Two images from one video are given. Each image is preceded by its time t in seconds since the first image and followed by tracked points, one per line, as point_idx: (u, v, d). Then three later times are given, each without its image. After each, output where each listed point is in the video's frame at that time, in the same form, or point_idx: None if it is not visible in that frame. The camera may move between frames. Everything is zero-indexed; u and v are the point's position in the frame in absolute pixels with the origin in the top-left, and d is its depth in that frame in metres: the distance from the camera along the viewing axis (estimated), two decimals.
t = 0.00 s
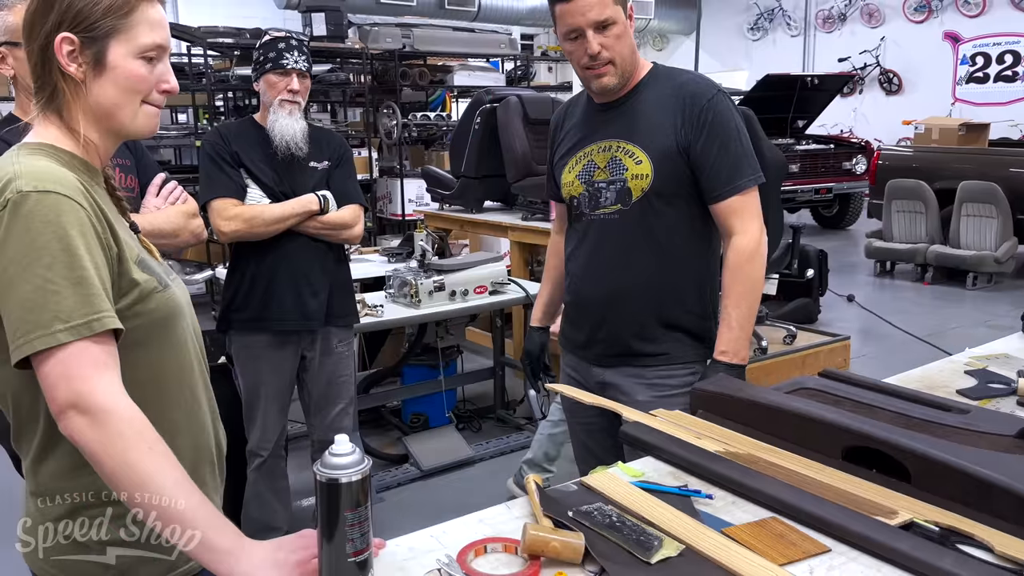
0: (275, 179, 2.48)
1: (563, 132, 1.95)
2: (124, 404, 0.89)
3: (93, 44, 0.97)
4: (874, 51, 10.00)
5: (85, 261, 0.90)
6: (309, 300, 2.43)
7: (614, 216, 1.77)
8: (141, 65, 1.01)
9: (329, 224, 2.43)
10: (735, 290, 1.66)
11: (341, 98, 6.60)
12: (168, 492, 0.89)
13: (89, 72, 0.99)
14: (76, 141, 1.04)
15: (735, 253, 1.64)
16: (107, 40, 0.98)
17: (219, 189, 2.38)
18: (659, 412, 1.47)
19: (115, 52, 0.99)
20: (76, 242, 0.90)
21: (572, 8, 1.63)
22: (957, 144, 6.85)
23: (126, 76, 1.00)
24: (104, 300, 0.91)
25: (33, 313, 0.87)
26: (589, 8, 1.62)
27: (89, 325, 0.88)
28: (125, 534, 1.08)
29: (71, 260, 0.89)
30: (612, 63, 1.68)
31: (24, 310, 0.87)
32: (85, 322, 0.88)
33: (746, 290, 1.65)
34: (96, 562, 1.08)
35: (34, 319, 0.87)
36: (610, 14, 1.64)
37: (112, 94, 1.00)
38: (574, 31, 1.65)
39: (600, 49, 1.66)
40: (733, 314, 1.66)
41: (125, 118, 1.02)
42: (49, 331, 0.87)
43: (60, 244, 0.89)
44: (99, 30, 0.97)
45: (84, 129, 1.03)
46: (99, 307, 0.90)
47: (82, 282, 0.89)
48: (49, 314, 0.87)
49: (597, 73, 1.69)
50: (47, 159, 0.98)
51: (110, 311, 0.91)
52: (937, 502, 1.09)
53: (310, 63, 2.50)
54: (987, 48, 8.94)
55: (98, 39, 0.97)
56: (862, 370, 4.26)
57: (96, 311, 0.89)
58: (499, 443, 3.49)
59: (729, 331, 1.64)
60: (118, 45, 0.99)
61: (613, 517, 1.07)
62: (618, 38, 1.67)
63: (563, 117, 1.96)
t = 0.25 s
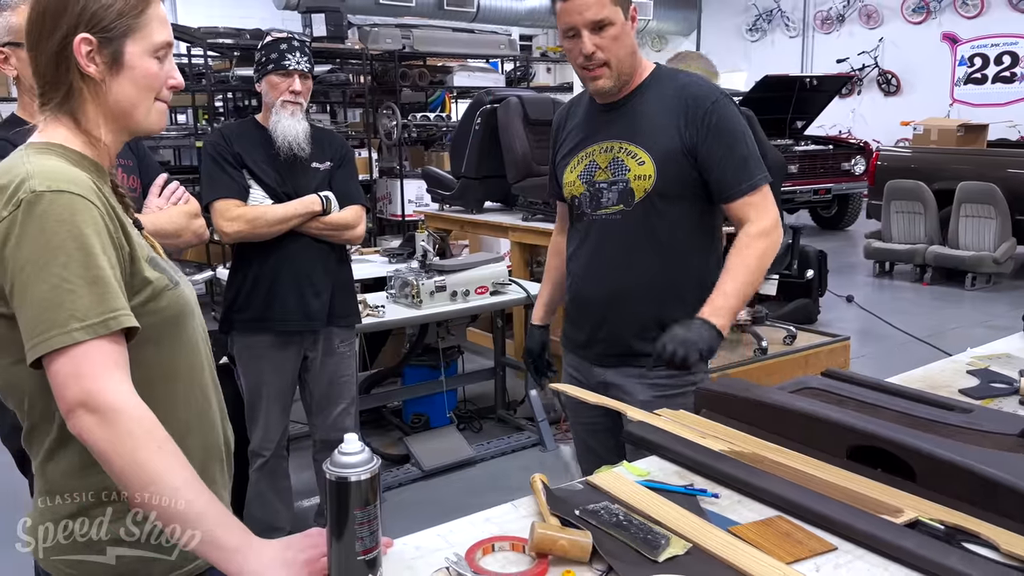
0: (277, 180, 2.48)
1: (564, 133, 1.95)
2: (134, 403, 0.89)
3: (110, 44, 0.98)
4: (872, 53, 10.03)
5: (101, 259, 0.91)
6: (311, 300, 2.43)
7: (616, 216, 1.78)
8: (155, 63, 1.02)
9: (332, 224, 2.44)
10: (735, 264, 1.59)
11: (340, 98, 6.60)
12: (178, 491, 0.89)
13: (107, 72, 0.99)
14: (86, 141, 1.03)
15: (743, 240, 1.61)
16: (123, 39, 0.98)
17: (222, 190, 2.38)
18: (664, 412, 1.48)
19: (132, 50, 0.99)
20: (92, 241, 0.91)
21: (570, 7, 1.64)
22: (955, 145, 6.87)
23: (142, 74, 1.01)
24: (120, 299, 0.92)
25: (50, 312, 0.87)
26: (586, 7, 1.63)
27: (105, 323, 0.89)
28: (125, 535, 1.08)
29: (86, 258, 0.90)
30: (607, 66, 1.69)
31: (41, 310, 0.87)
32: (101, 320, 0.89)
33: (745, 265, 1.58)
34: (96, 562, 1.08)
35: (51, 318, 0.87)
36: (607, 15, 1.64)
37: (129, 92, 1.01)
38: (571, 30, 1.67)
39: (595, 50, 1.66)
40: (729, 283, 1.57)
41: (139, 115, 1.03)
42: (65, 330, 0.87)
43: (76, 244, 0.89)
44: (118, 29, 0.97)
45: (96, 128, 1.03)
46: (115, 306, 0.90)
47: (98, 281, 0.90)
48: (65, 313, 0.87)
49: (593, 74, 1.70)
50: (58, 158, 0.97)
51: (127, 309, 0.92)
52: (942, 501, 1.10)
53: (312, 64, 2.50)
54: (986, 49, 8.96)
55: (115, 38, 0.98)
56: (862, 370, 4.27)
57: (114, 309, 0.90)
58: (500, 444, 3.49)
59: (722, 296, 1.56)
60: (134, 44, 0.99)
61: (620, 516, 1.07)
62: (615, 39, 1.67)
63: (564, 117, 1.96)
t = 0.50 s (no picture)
0: (279, 180, 2.48)
1: (567, 132, 1.95)
2: (144, 401, 0.89)
3: (122, 41, 0.98)
4: (870, 53, 10.04)
5: (115, 257, 0.92)
6: (312, 301, 2.43)
7: (614, 216, 1.78)
8: (163, 59, 1.03)
9: (332, 224, 2.44)
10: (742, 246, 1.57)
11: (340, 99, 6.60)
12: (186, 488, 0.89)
13: (120, 68, 0.99)
14: (97, 138, 1.03)
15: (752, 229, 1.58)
16: (136, 35, 0.99)
17: (224, 191, 2.38)
18: (667, 412, 1.48)
19: (143, 47, 1.00)
20: (106, 240, 0.91)
21: None
22: (953, 146, 6.89)
23: (153, 70, 1.02)
24: (133, 297, 0.92)
25: (63, 310, 0.88)
26: None
27: (119, 321, 0.89)
28: (124, 535, 1.08)
29: (99, 257, 0.90)
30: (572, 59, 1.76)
31: (55, 308, 0.88)
32: (115, 319, 0.89)
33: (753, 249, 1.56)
34: (97, 561, 1.08)
35: (64, 316, 0.87)
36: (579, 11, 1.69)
37: (140, 88, 1.01)
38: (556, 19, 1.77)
39: (564, 40, 1.75)
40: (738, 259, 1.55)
41: (148, 112, 1.04)
42: (79, 328, 0.88)
43: (89, 243, 0.90)
44: (131, 26, 0.98)
45: (106, 127, 1.03)
46: (129, 304, 0.91)
47: (112, 279, 0.91)
48: (79, 312, 0.88)
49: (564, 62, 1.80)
50: (67, 155, 0.98)
51: (140, 307, 0.93)
52: (946, 500, 1.10)
53: (313, 65, 2.50)
54: (983, 50, 8.98)
55: (128, 35, 0.98)
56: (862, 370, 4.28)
57: (128, 306, 0.91)
58: (500, 444, 3.49)
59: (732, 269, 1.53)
60: (145, 40, 1.00)
61: (625, 515, 1.08)
62: (584, 37, 1.71)
63: (567, 116, 1.96)
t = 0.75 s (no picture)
0: (280, 181, 2.48)
1: (570, 131, 1.96)
2: (148, 402, 0.90)
3: (123, 39, 0.98)
4: (867, 54, 10.07)
5: (121, 259, 0.92)
6: (313, 301, 2.44)
7: (611, 215, 1.79)
8: (164, 58, 1.03)
9: (333, 225, 2.44)
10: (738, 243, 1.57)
11: (338, 100, 6.62)
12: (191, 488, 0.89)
13: (122, 66, 0.99)
14: (100, 137, 1.03)
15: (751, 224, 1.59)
16: (136, 34, 0.99)
17: (225, 192, 2.38)
18: (668, 411, 1.49)
19: (144, 46, 1.00)
20: (112, 242, 0.92)
21: None
22: (950, 147, 6.91)
23: (154, 69, 1.02)
24: (139, 299, 0.93)
25: (69, 312, 0.88)
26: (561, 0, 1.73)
27: (125, 323, 0.90)
28: (123, 536, 1.08)
29: (107, 258, 0.91)
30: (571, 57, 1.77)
31: (61, 310, 0.88)
32: (121, 320, 0.90)
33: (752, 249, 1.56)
34: (95, 561, 1.09)
35: (70, 318, 0.88)
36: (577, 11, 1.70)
37: (142, 87, 1.02)
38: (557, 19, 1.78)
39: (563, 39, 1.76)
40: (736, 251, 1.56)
41: (149, 110, 1.04)
42: (86, 329, 0.88)
43: (96, 244, 0.90)
44: (131, 24, 0.98)
45: (109, 126, 1.03)
46: (135, 306, 0.91)
47: (118, 281, 0.91)
48: (85, 313, 0.88)
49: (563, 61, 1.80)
50: (72, 156, 0.98)
51: (146, 309, 0.93)
52: (946, 498, 1.11)
53: (312, 66, 2.50)
54: (979, 51, 9.01)
55: (129, 34, 0.98)
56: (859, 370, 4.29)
57: (134, 308, 0.91)
58: (499, 444, 3.50)
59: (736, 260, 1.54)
60: (145, 38, 1.00)
61: (628, 514, 1.09)
62: (580, 35, 1.72)
63: (570, 116, 1.97)
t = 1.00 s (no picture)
0: (280, 183, 2.49)
1: (571, 132, 1.97)
2: (150, 405, 0.90)
3: (125, 39, 0.98)
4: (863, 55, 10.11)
5: (128, 263, 0.93)
6: (314, 301, 2.44)
7: (611, 215, 1.80)
8: (164, 57, 1.04)
9: (333, 226, 2.45)
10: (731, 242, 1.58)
11: (336, 101, 6.62)
12: (195, 490, 0.90)
13: (124, 66, 1.00)
14: (102, 138, 1.04)
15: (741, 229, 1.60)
16: (137, 34, 0.99)
17: (225, 193, 2.39)
18: (668, 411, 1.50)
19: (146, 45, 1.01)
20: (118, 245, 0.92)
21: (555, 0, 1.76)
22: (946, 148, 6.94)
23: (155, 69, 1.03)
24: (145, 303, 0.93)
25: (75, 315, 0.89)
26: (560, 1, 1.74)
27: (131, 327, 0.91)
28: (125, 534, 1.09)
29: (113, 262, 0.91)
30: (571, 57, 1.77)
31: (67, 312, 0.89)
32: (127, 324, 0.91)
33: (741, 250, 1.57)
34: (97, 560, 1.09)
35: (76, 320, 0.88)
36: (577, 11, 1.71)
37: (144, 87, 1.02)
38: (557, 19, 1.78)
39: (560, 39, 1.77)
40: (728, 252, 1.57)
41: (150, 110, 1.04)
42: (92, 333, 0.89)
43: (103, 248, 0.91)
44: (132, 24, 0.99)
45: (112, 127, 1.04)
46: (141, 310, 0.92)
47: (125, 285, 0.92)
48: (91, 316, 0.89)
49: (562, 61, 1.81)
50: (77, 158, 0.98)
51: (152, 312, 0.94)
52: (945, 496, 1.12)
53: (311, 67, 2.51)
54: (975, 52, 9.04)
55: (130, 33, 0.99)
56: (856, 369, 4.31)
57: (139, 312, 0.92)
58: (498, 444, 3.51)
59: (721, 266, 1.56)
60: (147, 38, 1.01)
61: (630, 512, 1.09)
62: (579, 35, 1.73)
63: (572, 116, 1.98)
